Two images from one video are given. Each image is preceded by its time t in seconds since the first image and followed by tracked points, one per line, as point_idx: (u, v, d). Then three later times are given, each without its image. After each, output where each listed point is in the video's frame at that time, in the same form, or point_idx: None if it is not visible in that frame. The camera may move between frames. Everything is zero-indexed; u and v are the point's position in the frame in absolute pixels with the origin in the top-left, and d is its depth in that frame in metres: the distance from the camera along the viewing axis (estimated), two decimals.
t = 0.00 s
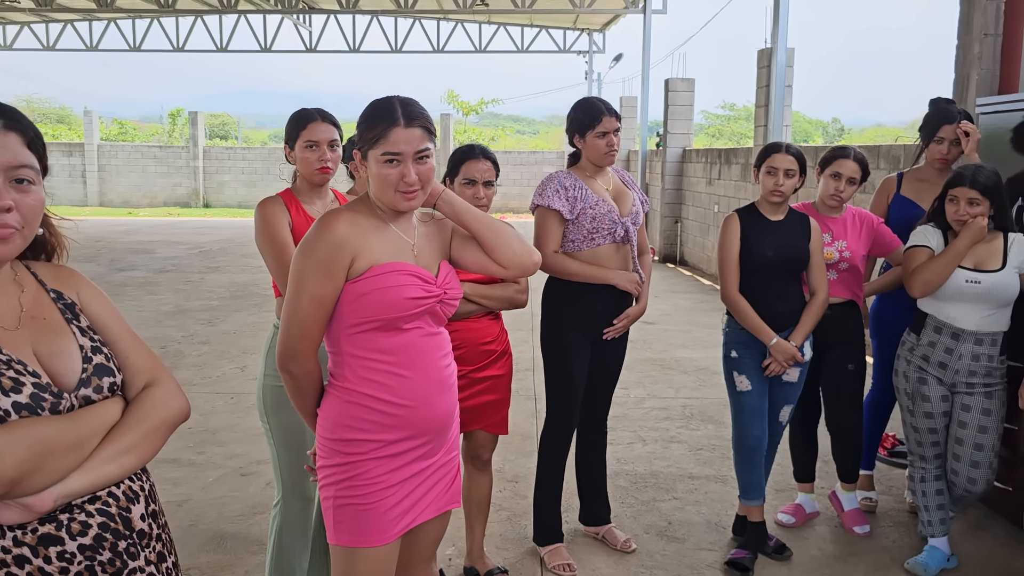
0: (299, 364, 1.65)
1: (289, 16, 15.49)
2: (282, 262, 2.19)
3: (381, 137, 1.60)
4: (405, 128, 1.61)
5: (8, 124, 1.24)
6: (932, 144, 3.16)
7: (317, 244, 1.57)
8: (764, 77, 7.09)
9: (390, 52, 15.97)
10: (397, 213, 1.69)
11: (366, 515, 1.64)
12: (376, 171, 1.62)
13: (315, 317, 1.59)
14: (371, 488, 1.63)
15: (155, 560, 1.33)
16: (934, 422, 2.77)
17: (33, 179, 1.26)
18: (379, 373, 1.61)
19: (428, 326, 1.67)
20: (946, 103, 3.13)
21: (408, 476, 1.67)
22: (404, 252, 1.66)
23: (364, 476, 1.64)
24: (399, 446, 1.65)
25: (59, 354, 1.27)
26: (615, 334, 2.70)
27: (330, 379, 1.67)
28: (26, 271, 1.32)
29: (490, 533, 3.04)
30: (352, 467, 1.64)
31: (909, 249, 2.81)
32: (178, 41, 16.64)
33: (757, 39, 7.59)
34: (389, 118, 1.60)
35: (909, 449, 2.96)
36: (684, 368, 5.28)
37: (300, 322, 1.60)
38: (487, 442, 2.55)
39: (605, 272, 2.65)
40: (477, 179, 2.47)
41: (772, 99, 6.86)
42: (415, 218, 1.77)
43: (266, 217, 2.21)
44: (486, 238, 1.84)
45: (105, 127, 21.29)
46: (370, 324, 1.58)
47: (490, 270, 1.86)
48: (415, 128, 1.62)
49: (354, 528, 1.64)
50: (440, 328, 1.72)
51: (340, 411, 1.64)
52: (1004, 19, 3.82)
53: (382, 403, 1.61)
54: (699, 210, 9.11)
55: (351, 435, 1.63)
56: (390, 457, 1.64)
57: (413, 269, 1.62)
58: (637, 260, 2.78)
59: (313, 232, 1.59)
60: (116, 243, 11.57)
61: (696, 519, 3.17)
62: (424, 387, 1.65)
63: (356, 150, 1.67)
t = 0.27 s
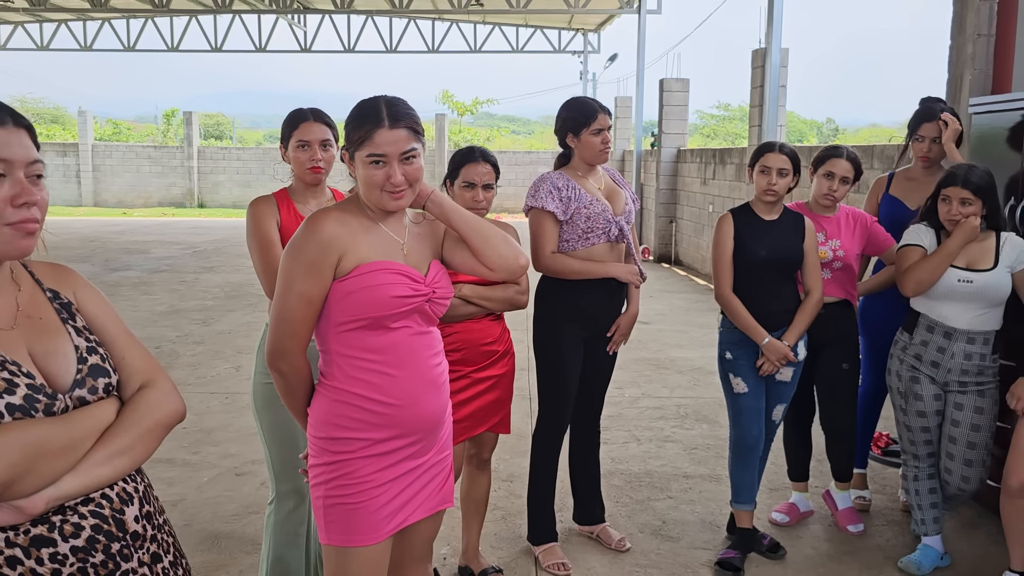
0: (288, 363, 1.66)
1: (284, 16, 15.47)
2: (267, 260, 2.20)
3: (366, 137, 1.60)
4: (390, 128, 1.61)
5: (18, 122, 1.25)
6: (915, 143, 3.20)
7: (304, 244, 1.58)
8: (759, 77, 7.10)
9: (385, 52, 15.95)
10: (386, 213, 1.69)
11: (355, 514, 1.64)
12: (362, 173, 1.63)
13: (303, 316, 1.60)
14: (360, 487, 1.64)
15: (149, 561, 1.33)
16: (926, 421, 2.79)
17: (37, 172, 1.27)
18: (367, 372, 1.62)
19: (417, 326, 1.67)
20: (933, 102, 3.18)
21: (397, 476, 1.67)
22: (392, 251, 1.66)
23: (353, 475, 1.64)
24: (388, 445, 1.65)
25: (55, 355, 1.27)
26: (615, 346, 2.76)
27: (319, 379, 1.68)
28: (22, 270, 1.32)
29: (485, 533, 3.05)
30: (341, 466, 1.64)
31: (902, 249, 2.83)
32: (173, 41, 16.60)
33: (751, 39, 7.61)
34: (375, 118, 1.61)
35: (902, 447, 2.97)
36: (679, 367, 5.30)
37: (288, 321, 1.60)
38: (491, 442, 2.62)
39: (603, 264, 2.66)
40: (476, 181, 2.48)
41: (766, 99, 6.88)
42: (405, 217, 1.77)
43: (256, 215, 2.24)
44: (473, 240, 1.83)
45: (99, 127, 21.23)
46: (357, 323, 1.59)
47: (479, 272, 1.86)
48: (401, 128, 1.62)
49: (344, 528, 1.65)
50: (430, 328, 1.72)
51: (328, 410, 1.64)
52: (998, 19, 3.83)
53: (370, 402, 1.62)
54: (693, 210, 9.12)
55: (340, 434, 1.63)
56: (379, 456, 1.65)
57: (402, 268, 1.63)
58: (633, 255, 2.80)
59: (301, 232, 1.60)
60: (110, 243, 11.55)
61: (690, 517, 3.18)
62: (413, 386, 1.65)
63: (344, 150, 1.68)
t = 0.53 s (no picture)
0: (275, 358, 1.66)
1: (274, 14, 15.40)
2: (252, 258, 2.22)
3: (348, 133, 1.61)
4: (372, 124, 1.61)
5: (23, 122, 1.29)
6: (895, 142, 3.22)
7: (289, 240, 1.59)
8: (748, 76, 7.13)
9: (375, 50, 15.92)
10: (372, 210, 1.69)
11: (341, 509, 1.64)
12: (345, 168, 1.63)
13: (289, 312, 1.60)
14: (346, 483, 1.64)
15: (138, 556, 1.33)
16: (913, 418, 2.82)
17: (24, 158, 1.28)
18: (352, 368, 1.62)
19: (404, 323, 1.67)
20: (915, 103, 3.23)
21: (384, 470, 1.68)
22: (378, 248, 1.66)
23: (340, 470, 1.65)
24: (374, 441, 1.65)
25: (44, 350, 1.27)
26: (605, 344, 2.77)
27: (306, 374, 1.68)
28: (10, 265, 1.31)
29: (475, 530, 3.06)
30: (327, 462, 1.65)
31: (889, 247, 2.86)
32: (162, 38, 16.52)
33: (741, 38, 7.63)
34: (357, 114, 1.61)
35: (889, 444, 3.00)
36: (668, 365, 5.32)
37: (274, 317, 1.61)
38: (486, 439, 2.63)
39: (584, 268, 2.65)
40: (471, 181, 2.49)
41: (755, 98, 6.91)
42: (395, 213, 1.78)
43: (243, 211, 2.27)
44: (461, 239, 1.81)
45: (87, 124, 21.09)
46: (342, 319, 1.59)
47: (467, 271, 1.85)
48: (383, 124, 1.62)
49: (329, 523, 1.65)
50: (417, 325, 1.72)
51: (315, 405, 1.65)
52: (985, 19, 3.86)
53: (355, 398, 1.62)
54: (683, 208, 9.15)
55: (325, 430, 1.64)
56: (364, 452, 1.65)
57: (387, 265, 1.63)
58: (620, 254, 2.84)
59: (287, 228, 1.61)
60: (99, 241, 11.48)
61: (679, 514, 3.20)
62: (399, 382, 1.65)
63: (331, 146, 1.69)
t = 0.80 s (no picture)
0: (261, 353, 1.65)
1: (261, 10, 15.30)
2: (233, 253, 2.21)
3: (339, 134, 1.60)
4: (363, 124, 1.60)
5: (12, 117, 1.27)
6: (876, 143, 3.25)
7: (276, 238, 1.58)
8: (735, 74, 7.16)
9: (363, 46, 15.87)
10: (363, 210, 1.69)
11: (325, 506, 1.64)
12: (336, 169, 1.63)
13: (275, 310, 1.59)
14: (330, 480, 1.64)
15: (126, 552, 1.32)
16: (896, 416, 2.84)
17: (12, 155, 1.25)
18: (337, 366, 1.61)
19: (389, 322, 1.66)
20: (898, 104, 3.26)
21: (369, 467, 1.68)
22: (367, 248, 1.66)
23: (324, 466, 1.64)
24: (359, 438, 1.65)
25: (31, 346, 1.25)
26: (591, 343, 2.78)
27: (291, 372, 1.67)
28: None
29: (461, 528, 3.06)
30: (312, 459, 1.64)
31: (873, 247, 2.87)
32: (148, 33, 16.39)
33: (728, 36, 7.66)
34: (348, 116, 1.60)
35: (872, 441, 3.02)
36: (654, 363, 5.34)
37: (260, 315, 1.60)
38: (474, 436, 2.63)
39: (544, 257, 2.65)
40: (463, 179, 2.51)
41: (742, 96, 6.94)
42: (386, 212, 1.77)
43: (227, 210, 2.26)
44: (450, 244, 1.83)
45: (71, 119, 20.88)
46: (327, 318, 1.58)
47: (453, 274, 1.88)
48: (374, 124, 1.61)
49: (313, 520, 1.65)
50: (403, 324, 1.71)
51: (299, 402, 1.64)
52: (969, 19, 3.89)
53: (340, 396, 1.62)
54: (670, 206, 9.18)
55: (309, 427, 1.63)
56: (349, 449, 1.65)
57: (373, 264, 1.62)
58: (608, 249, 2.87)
59: (275, 225, 1.60)
60: (83, 237, 11.37)
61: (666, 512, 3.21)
62: (384, 380, 1.65)
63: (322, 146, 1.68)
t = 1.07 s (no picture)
0: (253, 344, 1.64)
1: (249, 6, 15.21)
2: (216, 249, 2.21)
3: (333, 133, 1.60)
4: (357, 123, 1.60)
5: None
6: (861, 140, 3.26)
7: (267, 230, 1.58)
8: (723, 72, 7.18)
9: (352, 43, 15.81)
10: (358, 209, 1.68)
11: (309, 501, 1.63)
12: (330, 168, 1.62)
13: (264, 302, 1.59)
14: (314, 474, 1.63)
15: (112, 545, 1.31)
16: (881, 412, 2.86)
17: None
18: (322, 360, 1.61)
19: (375, 318, 1.66)
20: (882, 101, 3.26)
21: (358, 460, 1.68)
22: (358, 246, 1.66)
23: (314, 460, 1.64)
24: (347, 431, 1.65)
25: (14, 340, 1.24)
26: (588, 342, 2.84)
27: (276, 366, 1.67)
28: None
29: (449, 524, 3.06)
30: (296, 452, 1.64)
31: (860, 243, 2.89)
32: (134, 28, 16.26)
33: (716, 34, 7.68)
34: (342, 115, 1.60)
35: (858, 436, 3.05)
36: (642, 359, 5.35)
37: (250, 307, 1.60)
38: (461, 432, 2.63)
39: (533, 248, 2.66)
40: (453, 170, 2.54)
41: (730, 94, 6.96)
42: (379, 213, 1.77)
43: (211, 206, 2.24)
44: (438, 245, 1.80)
45: (56, 115, 20.70)
46: (313, 311, 1.59)
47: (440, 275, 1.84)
48: (368, 123, 1.61)
49: (298, 515, 1.64)
50: (389, 321, 1.71)
51: (286, 397, 1.64)
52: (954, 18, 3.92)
53: (323, 389, 1.62)
54: (658, 203, 9.20)
55: (294, 421, 1.63)
56: (332, 444, 1.65)
57: (361, 261, 1.62)
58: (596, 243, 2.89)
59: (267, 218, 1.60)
60: (69, 234, 11.29)
61: (652, 507, 3.23)
62: (368, 375, 1.65)
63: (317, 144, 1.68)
